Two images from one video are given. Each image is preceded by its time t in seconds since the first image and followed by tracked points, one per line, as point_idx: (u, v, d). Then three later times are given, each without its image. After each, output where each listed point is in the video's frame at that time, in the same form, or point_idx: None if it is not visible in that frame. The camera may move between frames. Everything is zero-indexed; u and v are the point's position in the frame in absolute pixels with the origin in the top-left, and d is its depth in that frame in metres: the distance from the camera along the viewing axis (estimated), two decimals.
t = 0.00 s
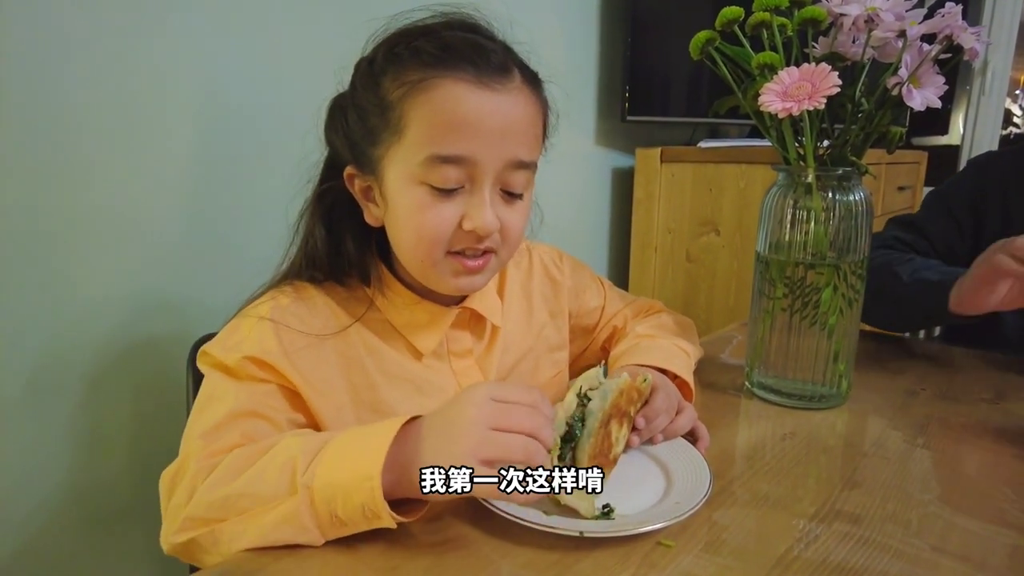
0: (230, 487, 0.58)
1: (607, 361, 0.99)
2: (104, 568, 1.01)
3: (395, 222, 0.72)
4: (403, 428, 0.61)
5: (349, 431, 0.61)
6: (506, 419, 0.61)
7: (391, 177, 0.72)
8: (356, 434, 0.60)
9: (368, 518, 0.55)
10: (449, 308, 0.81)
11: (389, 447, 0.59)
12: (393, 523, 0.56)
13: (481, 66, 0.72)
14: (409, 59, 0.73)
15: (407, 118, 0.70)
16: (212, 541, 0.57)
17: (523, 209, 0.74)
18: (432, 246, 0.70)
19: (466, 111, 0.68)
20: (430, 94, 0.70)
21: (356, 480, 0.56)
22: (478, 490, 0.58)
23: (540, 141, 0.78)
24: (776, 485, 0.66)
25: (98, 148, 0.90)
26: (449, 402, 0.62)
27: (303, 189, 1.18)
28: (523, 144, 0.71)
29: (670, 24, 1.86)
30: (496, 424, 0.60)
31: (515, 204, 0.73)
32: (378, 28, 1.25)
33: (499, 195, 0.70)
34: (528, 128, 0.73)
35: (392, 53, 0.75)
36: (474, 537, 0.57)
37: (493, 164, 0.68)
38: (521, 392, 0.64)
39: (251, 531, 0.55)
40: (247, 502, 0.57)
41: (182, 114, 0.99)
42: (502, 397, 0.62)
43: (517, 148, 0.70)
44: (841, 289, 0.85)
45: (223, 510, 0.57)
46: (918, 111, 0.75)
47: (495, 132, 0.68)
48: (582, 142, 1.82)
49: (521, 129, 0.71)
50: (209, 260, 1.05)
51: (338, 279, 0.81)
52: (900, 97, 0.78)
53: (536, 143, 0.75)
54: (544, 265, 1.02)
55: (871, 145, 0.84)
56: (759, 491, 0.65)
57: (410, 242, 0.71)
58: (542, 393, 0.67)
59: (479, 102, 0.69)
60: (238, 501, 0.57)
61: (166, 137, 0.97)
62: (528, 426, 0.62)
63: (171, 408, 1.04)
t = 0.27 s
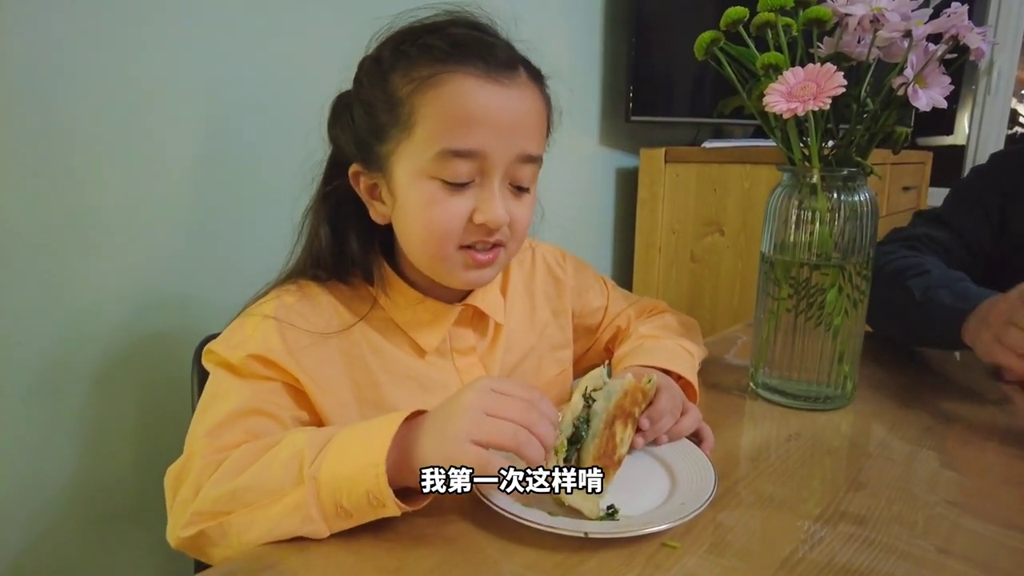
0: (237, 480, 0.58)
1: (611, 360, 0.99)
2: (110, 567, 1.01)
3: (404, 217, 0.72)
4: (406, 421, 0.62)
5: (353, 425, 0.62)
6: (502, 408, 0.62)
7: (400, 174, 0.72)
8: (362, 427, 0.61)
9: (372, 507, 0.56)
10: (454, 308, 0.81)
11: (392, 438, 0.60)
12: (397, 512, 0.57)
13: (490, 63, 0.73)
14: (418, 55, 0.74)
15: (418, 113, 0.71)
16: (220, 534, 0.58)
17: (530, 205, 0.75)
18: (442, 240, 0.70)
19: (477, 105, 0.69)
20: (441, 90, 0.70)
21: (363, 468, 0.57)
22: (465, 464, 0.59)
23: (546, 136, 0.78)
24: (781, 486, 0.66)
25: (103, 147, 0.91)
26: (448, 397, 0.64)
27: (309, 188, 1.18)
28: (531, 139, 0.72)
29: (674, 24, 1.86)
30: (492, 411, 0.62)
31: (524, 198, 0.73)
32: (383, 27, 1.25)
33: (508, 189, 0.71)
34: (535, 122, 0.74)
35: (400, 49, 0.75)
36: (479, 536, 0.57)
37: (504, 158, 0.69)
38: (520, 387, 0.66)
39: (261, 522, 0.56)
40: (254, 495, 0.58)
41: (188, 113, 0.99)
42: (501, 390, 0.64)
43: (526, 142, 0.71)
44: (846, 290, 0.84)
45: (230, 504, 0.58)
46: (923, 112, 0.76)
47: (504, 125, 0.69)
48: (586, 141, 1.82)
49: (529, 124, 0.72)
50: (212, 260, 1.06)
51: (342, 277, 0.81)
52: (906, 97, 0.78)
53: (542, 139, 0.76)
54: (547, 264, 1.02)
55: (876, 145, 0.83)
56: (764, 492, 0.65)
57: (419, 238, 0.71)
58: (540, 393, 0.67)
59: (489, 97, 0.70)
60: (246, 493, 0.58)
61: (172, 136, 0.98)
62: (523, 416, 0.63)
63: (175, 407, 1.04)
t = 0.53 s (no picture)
0: (246, 482, 0.58)
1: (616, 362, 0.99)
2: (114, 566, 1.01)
3: (429, 227, 0.73)
4: (415, 420, 0.62)
5: (362, 427, 0.62)
6: (505, 395, 0.62)
7: (424, 184, 0.72)
8: (370, 427, 0.61)
9: (381, 506, 0.56)
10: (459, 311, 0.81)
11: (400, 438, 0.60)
12: (406, 511, 0.57)
13: (509, 70, 0.74)
14: (440, 63, 0.74)
15: (443, 123, 0.71)
16: (230, 534, 0.58)
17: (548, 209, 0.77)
18: (471, 248, 0.71)
19: (503, 114, 0.70)
20: (466, 99, 0.71)
21: (372, 467, 0.58)
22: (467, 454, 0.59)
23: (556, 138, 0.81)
24: (786, 488, 0.66)
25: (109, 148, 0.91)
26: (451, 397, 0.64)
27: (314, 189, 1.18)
28: (552, 145, 0.74)
29: (678, 24, 1.86)
30: (494, 398, 0.62)
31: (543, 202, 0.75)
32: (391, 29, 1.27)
33: (532, 194, 0.72)
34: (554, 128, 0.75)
35: (416, 58, 0.75)
36: (485, 536, 0.57)
37: (530, 165, 0.70)
38: (525, 376, 0.66)
39: (270, 521, 0.56)
40: (263, 496, 0.58)
41: (193, 115, 0.99)
42: (505, 378, 0.64)
43: (549, 149, 0.73)
44: (852, 291, 0.84)
45: (238, 505, 0.58)
46: (931, 113, 0.75)
47: (531, 133, 0.71)
48: (590, 142, 1.81)
49: (550, 131, 0.74)
50: (218, 261, 1.06)
51: (349, 283, 0.81)
52: (914, 98, 0.77)
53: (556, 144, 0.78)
54: (550, 265, 1.02)
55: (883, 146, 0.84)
56: (770, 494, 0.65)
57: (448, 247, 0.72)
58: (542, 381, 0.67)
59: (514, 105, 0.71)
60: (254, 494, 0.58)
61: (176, 138, 0.98)
62: (526, 402, 0.62)
63: (180, 407, 1.04)
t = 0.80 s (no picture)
0: (249, 492, 0.59)
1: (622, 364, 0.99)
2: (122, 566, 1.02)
3: (446, 236, 0.73)
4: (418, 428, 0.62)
5: (365, 435, 0.62)
6: (503, 410, 0.61)
7: (441, 192, 0.73)
8: (374, 435, 0.61)
9: (388, 514, 0.56)
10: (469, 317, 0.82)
11: (407, 448, 0.60)
12: (413, 520, 0.57)
13: (529, 80, 0.74)
14: (462, 72, 0.74)
15: (462, 132, 0.71)
16: (235, 542, 0.58)
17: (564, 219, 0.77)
18: (489, 258, 0.71)
19: (523, 124, 0.70)
20: (486, 108, 0.71)
21: (378, 476, 0.58)
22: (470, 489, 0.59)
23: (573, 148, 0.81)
24: (792, 491, 0.66)
25: (117, 150, 0.91)
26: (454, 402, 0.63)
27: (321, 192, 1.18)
28: (572, 155, 0.74)
29: (683, 26, 1.86)
30: (491, 415, 0.60)
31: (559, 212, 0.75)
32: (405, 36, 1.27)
33: (550, 205, 0.72)
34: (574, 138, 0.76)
35: (436, 66, 0.75)
36: (490, 538, 0.57)
37: (549, 175, 0.71)
38: (512, 381, 0.63)
39: (275, 529, 0.57)
40: (267, 504, 0.58)
41: (201, 118, 1.00)
42: (499, 389, 0.63)
43: (569, 160, 0.73)
44: (858, 294, 0.84)
45: (242, 513, 0.58)
46: (938, 115, 0.75)
47: (552, 144, 0.71)
48: (595, 144, 1.82)
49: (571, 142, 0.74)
50: (225, 262, 1.06)
51: (361, 289, 0.82)
52: (920, 101, 0.77)
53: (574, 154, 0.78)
54: (557, 268, 1.02)
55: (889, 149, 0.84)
56: (775, 497, 0.65)
57: (465, 256, 0.72)
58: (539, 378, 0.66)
59: (535, 115, 0.71)
60: (258, 503, 0.58)
61: (184, 140, 0.98)
62: (524, 414, 0.61)
63: (186, 408, 1.04)
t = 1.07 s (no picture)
0: (251, 488, 0.58)
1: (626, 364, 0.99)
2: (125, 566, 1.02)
3: (471, 266, 0.73)
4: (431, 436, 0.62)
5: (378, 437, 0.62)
6: (513, 447, 0.61)
7: (471, 222, 0.71)
8: (386, 438, 0.61)
9: (394, 517, 0.56)
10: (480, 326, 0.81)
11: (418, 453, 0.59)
12: (419, 526, 0.56)
13: (580, 125, 0.72)
14: (515, 106, 0.71)
15: (505, 170, 0.69)
16: (236, 534, 0.59)
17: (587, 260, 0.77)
18: (511, 294, 0.71)
19: (568, 174, 0.69)
20: (535, 152, 0.69)
21: (386, 479, 0.57)
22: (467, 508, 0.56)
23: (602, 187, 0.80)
24: (797, 493, 0.66)
25: (123, 149, 0.91)
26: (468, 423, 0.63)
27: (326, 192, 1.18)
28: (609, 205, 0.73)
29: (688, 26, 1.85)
30: (502, 449, 0.60)
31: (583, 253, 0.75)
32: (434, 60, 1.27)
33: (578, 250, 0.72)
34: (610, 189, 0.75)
35: (489, 94, 0.72)
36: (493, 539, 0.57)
37: (583, 226, 0.70)
38: (532, 423, 0.64)
39: (277, 525, 0.57)
40: (272, 499, 0.58)
41: (206, 117, 0.99)
42: (514, 425, 0.63)
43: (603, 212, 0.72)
44: (864, 294, 0.84)
45: (245, 507, 0.58)
46: (945, 115, 0.74)
47: (590, 202, 0.70)
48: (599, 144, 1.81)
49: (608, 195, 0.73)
50: (229, 262, 1.06)
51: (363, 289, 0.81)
52: (927, 100, 0.77)
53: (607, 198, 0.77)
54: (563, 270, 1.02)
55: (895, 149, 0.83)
56: (780, 499, 0.65)
57: (486, 287, 0.72)
58: (552, 425, 0.65)
59: (582, 167, 0.70)
60: (261, 498, 0.58)
61: (190, 140, 0.98)
62: (532, 455, 0.61)
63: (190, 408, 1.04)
